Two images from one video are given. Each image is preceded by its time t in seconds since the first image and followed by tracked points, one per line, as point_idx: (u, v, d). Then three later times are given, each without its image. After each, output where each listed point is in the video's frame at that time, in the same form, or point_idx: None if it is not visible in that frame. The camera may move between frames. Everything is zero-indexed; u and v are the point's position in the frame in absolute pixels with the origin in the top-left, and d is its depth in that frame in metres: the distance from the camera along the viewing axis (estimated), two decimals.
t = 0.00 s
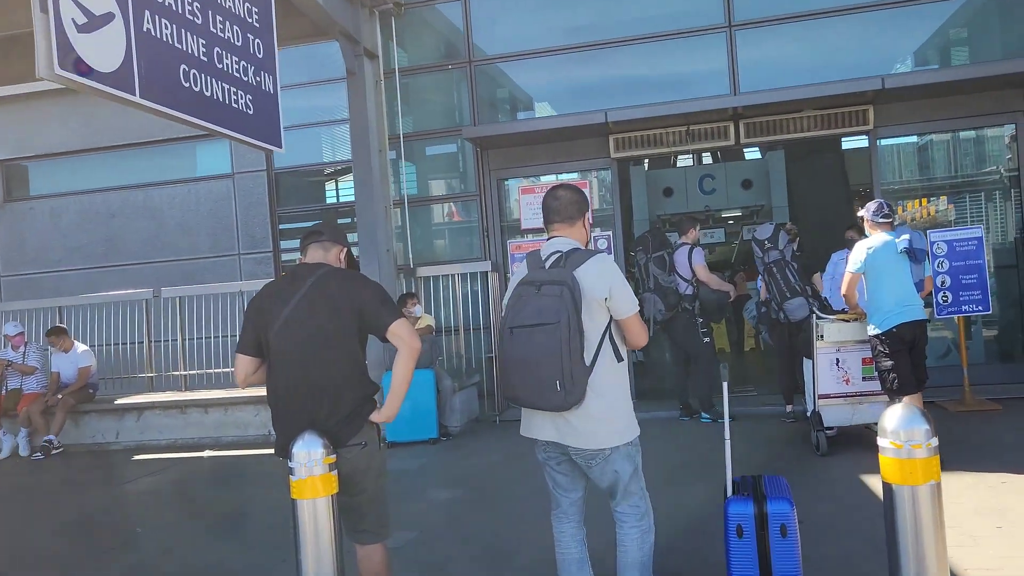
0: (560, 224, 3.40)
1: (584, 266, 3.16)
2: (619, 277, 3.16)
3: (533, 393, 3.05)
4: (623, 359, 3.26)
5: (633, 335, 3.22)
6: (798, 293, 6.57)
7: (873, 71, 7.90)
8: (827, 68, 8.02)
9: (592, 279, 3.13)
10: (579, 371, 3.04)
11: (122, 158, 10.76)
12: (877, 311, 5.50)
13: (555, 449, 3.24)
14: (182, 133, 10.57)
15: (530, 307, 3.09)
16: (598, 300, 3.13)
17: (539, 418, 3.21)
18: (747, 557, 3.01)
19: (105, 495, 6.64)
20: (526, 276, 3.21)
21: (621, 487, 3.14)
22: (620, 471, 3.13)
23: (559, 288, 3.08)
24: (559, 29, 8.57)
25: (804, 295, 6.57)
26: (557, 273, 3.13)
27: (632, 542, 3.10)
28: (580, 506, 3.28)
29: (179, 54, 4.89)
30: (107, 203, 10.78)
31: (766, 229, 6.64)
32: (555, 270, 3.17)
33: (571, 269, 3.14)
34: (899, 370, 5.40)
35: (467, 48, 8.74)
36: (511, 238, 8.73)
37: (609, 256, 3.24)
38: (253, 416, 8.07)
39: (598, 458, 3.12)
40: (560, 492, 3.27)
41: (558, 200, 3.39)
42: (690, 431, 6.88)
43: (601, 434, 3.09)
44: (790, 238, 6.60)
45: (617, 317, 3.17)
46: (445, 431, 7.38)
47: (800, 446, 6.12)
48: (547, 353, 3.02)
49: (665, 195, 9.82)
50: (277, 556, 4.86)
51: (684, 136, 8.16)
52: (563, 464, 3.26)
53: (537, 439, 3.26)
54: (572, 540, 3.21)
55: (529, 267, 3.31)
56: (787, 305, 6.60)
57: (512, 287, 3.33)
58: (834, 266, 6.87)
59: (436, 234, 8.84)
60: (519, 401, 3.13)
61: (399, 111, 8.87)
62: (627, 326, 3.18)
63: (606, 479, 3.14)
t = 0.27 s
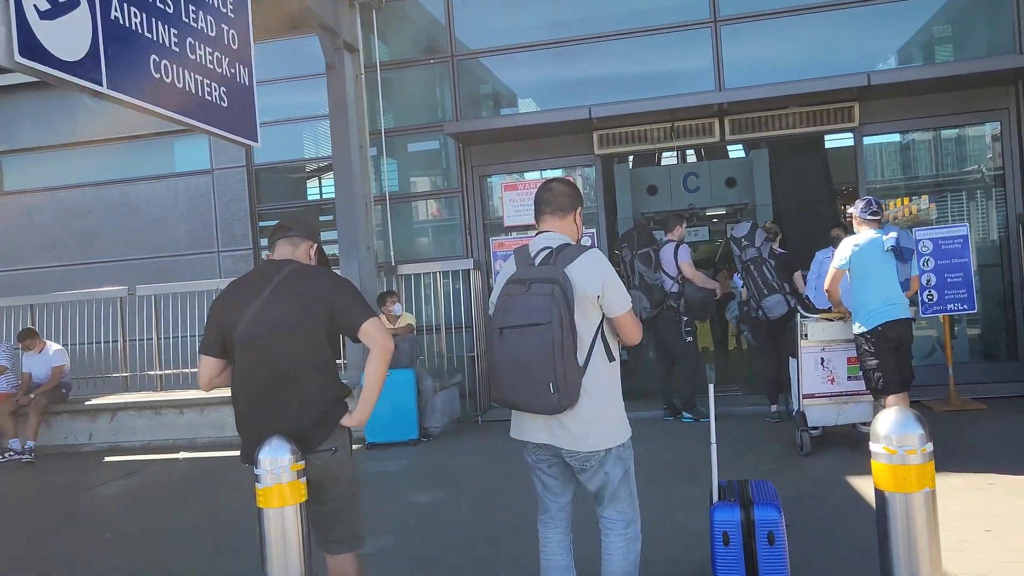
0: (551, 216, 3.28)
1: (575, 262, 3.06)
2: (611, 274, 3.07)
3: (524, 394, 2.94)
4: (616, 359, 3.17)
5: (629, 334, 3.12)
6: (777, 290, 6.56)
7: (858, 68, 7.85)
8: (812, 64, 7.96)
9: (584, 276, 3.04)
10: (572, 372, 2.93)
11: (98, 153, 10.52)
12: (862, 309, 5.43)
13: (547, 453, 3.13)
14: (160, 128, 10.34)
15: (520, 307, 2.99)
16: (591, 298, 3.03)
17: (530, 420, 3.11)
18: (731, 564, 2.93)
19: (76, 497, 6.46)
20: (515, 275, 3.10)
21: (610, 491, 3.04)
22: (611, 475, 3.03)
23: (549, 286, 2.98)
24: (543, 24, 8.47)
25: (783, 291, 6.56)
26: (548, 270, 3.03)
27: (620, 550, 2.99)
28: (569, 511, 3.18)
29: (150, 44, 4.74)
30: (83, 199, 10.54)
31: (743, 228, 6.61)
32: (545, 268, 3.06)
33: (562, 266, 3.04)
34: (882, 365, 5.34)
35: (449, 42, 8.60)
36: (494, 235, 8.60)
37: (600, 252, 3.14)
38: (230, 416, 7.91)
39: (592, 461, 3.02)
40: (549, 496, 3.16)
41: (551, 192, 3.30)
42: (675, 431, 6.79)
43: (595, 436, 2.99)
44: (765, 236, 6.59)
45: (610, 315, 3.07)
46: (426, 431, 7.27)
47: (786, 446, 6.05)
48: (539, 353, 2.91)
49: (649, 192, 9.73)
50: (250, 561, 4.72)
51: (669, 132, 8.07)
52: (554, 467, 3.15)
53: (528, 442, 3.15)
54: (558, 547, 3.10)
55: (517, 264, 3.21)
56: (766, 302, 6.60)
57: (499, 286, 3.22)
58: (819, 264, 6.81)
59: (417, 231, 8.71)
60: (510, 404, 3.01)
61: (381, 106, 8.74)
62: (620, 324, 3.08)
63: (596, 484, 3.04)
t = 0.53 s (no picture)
0: (529, 210, 3.16)
1: (555, 257, 2.95)
2: (592, 269, 2.96)
3: (502, 395, 2.83)
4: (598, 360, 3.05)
5: (612, 332, 3.02)
6: (752, 288, 6.47)
7: (837, 66, 7.81)
8: (792, 61, 7.90)
9: (564, 272, 2.92)
10: (551, 371, 2.83)
11: (66, 145, 10.23)
12: (839, 307, 5.36)
13: (527, 455, 3.01)
14: (136, 120, 10.01)
15: (497, 304, 2.88)
16: (571, 295, 2.92)
17: (509, 422, 2.99)
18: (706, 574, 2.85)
19: (37, 499, 6.26)
20: (493, 272, 3.00)
21: (587, 495, 2.93)
22: (591, 478, 2.93)
23: (528, 284, 2.87)
24: (522, 18, 8.36)
25: (758, 289, 6.48)
26: (526, 267, 2.92)
27: (598, 556, 2.88)
28: (547, 515, 3.06)
29: (111, 29, 4.56)
30: (51, 192, 10.27)
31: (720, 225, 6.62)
32: (524, 264, 2.95)
33: (541, 263, 2.93)
34: (854, 366, 5.30)
35: (427, 35, 8.46)
36: (471, 232, 8.47)
37: (581, 248, 3.03)
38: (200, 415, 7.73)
39: (573, 464, 2.92)
40: (527, 501, 3.05)
41: (531, 185, 3.16)
42: (653, 431, 6.70)
43: (576, 438, 2.88)
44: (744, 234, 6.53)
45: (590, 313, 2.96)
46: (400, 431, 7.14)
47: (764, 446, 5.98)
48: (517, 352, 2.80)
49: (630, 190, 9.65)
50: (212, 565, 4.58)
51: (648, 129, 7.98)
52: (535, 469, 3.04)
53: (508, 444, 3.03)
54: (534, 554, 2.98)
55: (495, 260, 3.08)
56: (741, 300, 6.51)
57: (477, 283, 3.10)
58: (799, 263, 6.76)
59: (392, 227, 8.58)
60: (488, 405, 2.90)
61: (357, 99, 8.60)
62: (603, 322, 2.97)
63: (575, 486, 2.94)
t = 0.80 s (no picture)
0: (503, 208, 3.06)
1: (526, 257, 2.85)
2: (565, 270, 2.86)
3: (469, 401, 2.74)
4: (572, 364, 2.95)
5: (585, 336, 2.90)
6: (735, 287, 6.40)
7: (816, 64, 7.77)
8: (772, 59, 7.86)
9: (535, 272, 2.83)
10: (520, 376, 2.73)
11: (31, 134, 9.94)
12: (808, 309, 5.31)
13: (497, 461, 2.92)
14: (105, 110, 9.77)
15: (466, 306, 2.78)
16: (541, 297, 2.82)
17: (480, 427, 2.89)
18: None
19: None
20: (464, 271, 2.88)
21: (559, 502, 2.84)
22: (564, 485, 2.84)
23: (496, 285, 2.77)
24: (500, 10, 8.24)
25: (740, 289, 6.40)
26: (495, 267, 2.81)
27: (570, 565, 2.79)
28: (518, 522, 2.97)
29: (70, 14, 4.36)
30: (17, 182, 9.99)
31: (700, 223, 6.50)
32: (493, 264, 2.85)
33: (511, 262, 2.82)
34: (811, 365, 5.26)
35: (402, 26, 8.31)
36: (446, 227, 8.35)
37: (554, 246, 2.92)
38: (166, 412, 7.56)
39: (545, 470, 2.83)
40: (497, 507, 2.94)
41: (506, 182, 3.06)
42: (627, 431, 6.62)
43: (548, 443, 2.79)
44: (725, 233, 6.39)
45: (561, 313, 2.86)
46: (372, 429, 7.03)
47: (738, 447, 5.94)
48: (484, 356, 2.71)
49: (608, 186, 9.58)
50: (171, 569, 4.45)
51: (626, 125, 7.91)
52: (507, 475, 2.93)
53: (479, 449, 2.93)
54: (502, 563, 2.88)
55: (466, 259, 2.98)
56: (723, 300, 6.43)
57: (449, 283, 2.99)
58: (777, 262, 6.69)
59: (367, 221, 8.44)
60: (456, 410, 2.80)
61: (331, 91, 8.44)
62: (574, 324, 2.86)
63: (546, 493, 2.85)
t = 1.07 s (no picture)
0: (479, 200, 2.94)
1: (497, 250, 2.72)
2: (531, 263, 2.71)
3: (437, 402, 2.63)
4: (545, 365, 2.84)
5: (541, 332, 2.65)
6: (724, 287, 6.35)
7: (796, 62, 7.73)
8: (752, 57, 7.81)
9: (503, 266, 2.70)
10: (490, 376, 2.62)
11: None
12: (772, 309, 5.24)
13: (468, 461, 2.80)
14: (76, 98, 9.54)
15: (436, 303, 2.69)
16: (506, 291, 2.70)
17: (452, 427, 2.78)
18: None
19: None
20: (435, 267, 2.80)
21: (532, 505, 2.71)
22: (537, 489, 2.71)
23: (467, 281, 2.67)
24: (479, 2, 8.13)
25: (729, 288, 6.37)
26: (467, 263, 2.72)
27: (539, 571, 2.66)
28: (489, 525, 2.85)
29: None
30: None
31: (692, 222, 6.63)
32: (465, 259, 2.75)
33: (483, 257, 2.71)
34: (775, 366, 5.23)
35: (380, 18, 8.19)
36: (423, 222, 8.24)
37: (528, 240, 2.79)
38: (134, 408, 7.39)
39: (518, 472, 2.71)
40: (468, 510, 2.82)
41: (482, 174, 2.95)
42: (604, 430, 6.55)
43: (521, 445, 2.68)
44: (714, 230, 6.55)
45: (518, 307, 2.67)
46: (344, 426, 6.90)
47: (714, 447, 5.87)
48: (452, 354, 2.61)
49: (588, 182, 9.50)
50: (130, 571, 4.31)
51: (606, 121, 7.83)
52: (479, 475, 2.82)
53: (451, 449, 2.82)
54: (469, 567, 2.77)
55: (441, 255, 2.89)
56: (712, 298, 6.38)
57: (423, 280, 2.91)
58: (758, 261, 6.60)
59: (343, 215, 8.31)
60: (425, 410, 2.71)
61: (307, 82, 8.30)
62: (527, 316, 2.65)
63: (519, 495, 2.73)
